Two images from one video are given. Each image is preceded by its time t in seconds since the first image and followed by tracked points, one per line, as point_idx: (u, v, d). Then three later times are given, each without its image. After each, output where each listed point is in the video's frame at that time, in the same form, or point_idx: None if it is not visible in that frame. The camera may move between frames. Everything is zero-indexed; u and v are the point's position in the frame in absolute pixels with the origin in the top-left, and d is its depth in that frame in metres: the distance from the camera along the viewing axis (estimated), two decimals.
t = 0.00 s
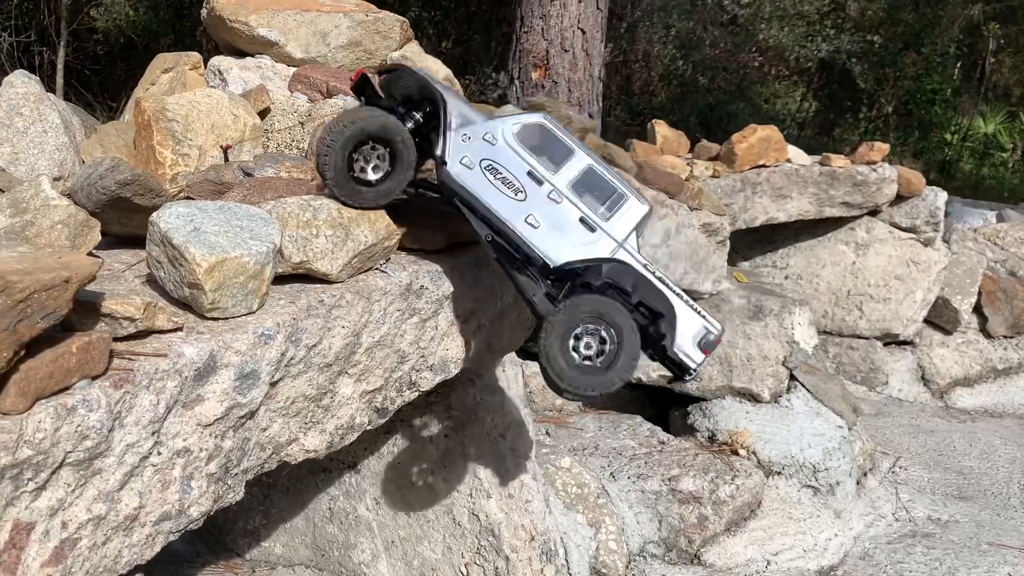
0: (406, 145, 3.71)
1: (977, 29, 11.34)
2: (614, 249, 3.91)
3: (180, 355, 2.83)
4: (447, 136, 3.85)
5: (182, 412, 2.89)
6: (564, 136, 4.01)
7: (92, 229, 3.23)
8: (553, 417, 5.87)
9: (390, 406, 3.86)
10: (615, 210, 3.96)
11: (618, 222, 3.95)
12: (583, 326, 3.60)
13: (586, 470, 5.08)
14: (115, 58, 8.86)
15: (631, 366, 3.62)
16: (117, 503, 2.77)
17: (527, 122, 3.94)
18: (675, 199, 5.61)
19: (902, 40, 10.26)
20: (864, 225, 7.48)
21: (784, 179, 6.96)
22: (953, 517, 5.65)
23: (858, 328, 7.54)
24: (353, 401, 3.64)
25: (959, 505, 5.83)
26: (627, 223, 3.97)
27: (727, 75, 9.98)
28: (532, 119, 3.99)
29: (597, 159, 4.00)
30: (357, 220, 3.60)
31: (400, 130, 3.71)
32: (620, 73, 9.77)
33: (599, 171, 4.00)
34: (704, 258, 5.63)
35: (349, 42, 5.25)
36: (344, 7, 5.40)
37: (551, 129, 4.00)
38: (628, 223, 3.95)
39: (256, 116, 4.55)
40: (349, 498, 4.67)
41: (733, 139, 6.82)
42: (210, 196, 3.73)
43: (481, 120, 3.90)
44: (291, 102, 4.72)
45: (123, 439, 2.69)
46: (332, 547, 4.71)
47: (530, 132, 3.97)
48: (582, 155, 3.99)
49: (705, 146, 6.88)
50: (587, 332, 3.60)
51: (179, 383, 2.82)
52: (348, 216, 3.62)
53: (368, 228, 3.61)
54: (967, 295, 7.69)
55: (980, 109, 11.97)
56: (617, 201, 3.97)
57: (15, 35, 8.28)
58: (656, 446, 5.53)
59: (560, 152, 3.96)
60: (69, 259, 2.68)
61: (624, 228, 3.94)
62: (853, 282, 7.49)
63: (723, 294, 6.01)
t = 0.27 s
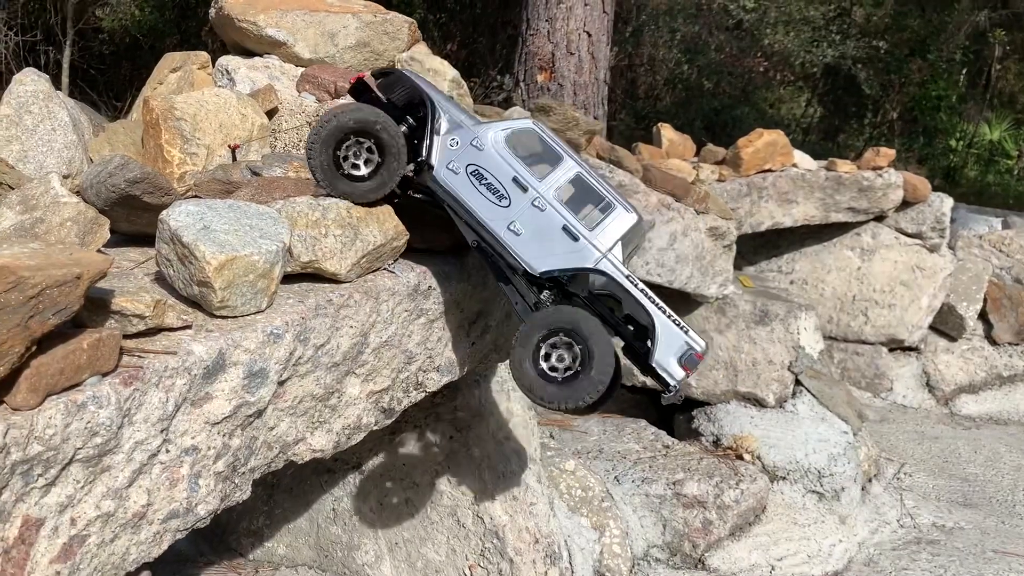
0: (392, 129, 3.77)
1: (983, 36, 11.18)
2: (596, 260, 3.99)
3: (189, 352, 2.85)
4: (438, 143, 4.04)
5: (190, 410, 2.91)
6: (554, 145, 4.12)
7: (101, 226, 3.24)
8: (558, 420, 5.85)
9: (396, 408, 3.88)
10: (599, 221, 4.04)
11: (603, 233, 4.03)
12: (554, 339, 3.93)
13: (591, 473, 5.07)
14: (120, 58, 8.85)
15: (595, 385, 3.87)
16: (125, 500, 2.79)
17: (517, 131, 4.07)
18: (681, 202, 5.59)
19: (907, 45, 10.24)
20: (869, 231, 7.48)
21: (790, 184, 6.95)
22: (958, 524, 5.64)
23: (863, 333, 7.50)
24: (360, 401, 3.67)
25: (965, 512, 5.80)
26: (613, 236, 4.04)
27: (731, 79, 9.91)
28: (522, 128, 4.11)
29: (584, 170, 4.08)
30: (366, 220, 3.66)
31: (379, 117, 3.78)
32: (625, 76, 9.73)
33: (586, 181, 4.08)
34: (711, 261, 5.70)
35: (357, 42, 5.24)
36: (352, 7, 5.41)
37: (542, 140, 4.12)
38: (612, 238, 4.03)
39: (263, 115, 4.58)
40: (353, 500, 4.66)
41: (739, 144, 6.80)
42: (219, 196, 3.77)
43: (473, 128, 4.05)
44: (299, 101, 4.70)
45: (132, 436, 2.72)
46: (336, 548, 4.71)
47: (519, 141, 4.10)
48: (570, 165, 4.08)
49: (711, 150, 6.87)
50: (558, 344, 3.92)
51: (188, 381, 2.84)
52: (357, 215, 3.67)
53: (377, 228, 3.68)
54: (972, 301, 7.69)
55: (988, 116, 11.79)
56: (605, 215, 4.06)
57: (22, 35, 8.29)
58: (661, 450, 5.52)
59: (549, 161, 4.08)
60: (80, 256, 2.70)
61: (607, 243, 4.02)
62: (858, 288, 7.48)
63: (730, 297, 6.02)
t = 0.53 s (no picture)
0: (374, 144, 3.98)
1: (986, 39, 11.20)
2: (510, 286, 3.72)
3: (198, 351, 2.87)
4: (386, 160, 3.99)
5: (199, 409, 2.92)
6: (493, 160, 3.87)
7: (109, 225, 3.27)
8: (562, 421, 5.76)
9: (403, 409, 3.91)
10: (519, 243, 3.73)
11: (517, 255, 3.71)
12: (456, 366, 3.66)
13: (595, 475, 5.06)
14: (125, 59, 8.73)
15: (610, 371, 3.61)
16: (134, 498, 2.80)
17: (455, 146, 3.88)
18: (686, 204, 5.58)
19: (911, 49, 10.11)
20: (874, 233, 7.47)
21: (795, 186, 6.96)
22: (962, 528, 5.62)
23: (868, 336, 7.49)
24: (368, 401, 3.71)
25: (969, 516, 5.79)
26: (532, 258, 3.71)
27: (734, 82, 9.88)
28: (465, 142, 3.92)
29: (515, 187, 3.79)
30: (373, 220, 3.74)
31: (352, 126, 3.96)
32: (628, 78, 9.73)
33: (517, 200, 3.78)
34: (715, 263, 5.72)
35: (364, 43, 5.27)
36: (359, 9, 5.43)
37: (483, 154, 3.89)
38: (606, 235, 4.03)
39: (270, 115, 4.59)
40: (357, 500, 4.72)
41: (744, 146, 6.79)
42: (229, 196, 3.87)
43: (415, 145, 3.94)
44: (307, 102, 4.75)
45: (141, 435, 2.73)
46: (340, 548, 4.72)
47: (459, 157, 3.91)
48: (504, 182, 3.81)
49: (716, 152, 6.86)
50: (458, 371, 3.66)
51: (197, 379, 2.85)
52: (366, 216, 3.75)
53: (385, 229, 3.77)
54: (977, 305, 7.70)
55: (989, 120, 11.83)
56: (594, 218, 4.09)
57: (27, 34, 8.26)
58: (665, 452, 5.53)
59: (483, 178, 3.84)
60: (89, 254, 2.70)
61: (604, 238, 4.00)
62: (862, 290, 7.47)
63: (735, 299, 6.03)
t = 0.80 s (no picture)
0: (369, 145, 4.08)
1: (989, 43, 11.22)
2: (498, 274, 3.79)
3: (200, 359, 2.90)
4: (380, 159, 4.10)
5: (201, 417, 2.96)
6: (481, 152, 3.96)
7: (111, 232, 3.29)
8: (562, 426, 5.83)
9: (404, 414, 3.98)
10: (505, 232, 3.80)
11: (504, 243, 3.79)
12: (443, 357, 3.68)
13: (596, 480, 5.06)
14: (127, 62, 8.82)
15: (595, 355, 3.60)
16: (136, 507, 2.82)
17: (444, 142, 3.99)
18: (689, 209, 5.56)
19: (914, 53, 10.11)
20: (876, 237, 7.47)
21: (797, 191, 6.95)
22: (965, 533, 5.61)
23: (869, 340, 7.49)
24: (369, 407, 3.80)
25: (972, 521, 5.78)
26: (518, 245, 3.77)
27: (736, 85, 9.94)
28: (456, 138, 4.02)
29: (502, 177, 3.87)
30: (374, 228, 3.81)
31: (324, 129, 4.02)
32: (630, 82, 9.80)
33: (504, 190, 3.86)
34: (717, 268, 5.73)
35: (366, 48, 5.29)
36: (361, 14, 5.44)
37: (472, 148, 3.98)
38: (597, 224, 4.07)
39: (272, 121, 4.59)
40: (359, 505, 4.72)
41: (745, 151, 6.78)
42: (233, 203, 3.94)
43: (408, 143, 4.05)
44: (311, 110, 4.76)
45: (143, 443, 2.76)
46: (341, 554, 4.72)
47: (450, 152, 4.01)
48: (491, 173, 3.89)
49: (718, 157, 6.85)
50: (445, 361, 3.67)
51: (199, 388, 2.89)
52: (367, 223, 3.82)
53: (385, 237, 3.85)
54: (978, 309, 7.69)
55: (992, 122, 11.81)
56: (587, 209, 4.14)
57: (29, 38, 8.27)
58: (667, 457, 5.53)
59: (471, 171, 3.93)
60: (92, 263, 2.71)
61: (596, 228, 4.05)
62: (864, 295, 7.47)
63: (736, 304, 6.04)
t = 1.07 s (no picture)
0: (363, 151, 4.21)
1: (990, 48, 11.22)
2: (491, 262, 3.91)
3: (202, 373, 2.94)
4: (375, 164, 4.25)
5: (203, 429, 2.97)
6: (470, 147, 4.11)
7: (115, 244, 3.30)
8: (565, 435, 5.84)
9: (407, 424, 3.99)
10: (497, 221, 3.94)
11: (497, 232, 3.92)
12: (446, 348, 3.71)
13: (599, 489, 5.04)
14: (130, 67, 8.76)
15: (592, 333, 3.68)
16: (138, 520, 2.83)
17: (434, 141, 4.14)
18: (690, 217, 5.56)
19: (915, 57, 9.92)
20: (878, 244, 7.50)
21: (799, 198, 6.95)
22: (968, 541, 5.59)
23: (872, 347, 7.47)
24: (372, 418, 3.79)
25: (975, 529, 5.76)
26: (510, 232, 3.90)
27: (738, 90, 9.94)
28: (445, 135, 4.18)
29: (491, 168, 4.02)
30: (377, 239, 3.84)
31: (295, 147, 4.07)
32: (632, 86, 9.91)
33: (493, 180, 4.01)
34: (719, 276, 5.73)
35: (368, 57, 5.29)
36: (364, 23, 5.47)
37: (461, 144, 4.13)
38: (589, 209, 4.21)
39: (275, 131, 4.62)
40: (360, 515, 4.71)
41: (747, 157, 6.78)
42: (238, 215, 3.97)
43: (400, 146, 4.21)
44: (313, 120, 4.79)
45: (146, 457, 2.78)
46: (343, 564, 4.72)
47: (440, 150, 4.16)
48: (480, 165, 4.04)
49: (720, 164, 6.85)
50: (447, 353, 3.70)
51: (202, 401, 2.92)
52: (370, 234, 3.84)
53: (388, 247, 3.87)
54: (981, 315, 7.66)
55: (993, 127, 11.68)
56: (579, 195, 4.28)
57: (34, 44, 8.16)
58: (669, 465, 5.52)
59: (462, 167, 4.09)
60: (95, 277, 2.73)
61: (587, 213, 4.19)
62: (866, 301, 7.46)
63: (739, 312, 6.05)
